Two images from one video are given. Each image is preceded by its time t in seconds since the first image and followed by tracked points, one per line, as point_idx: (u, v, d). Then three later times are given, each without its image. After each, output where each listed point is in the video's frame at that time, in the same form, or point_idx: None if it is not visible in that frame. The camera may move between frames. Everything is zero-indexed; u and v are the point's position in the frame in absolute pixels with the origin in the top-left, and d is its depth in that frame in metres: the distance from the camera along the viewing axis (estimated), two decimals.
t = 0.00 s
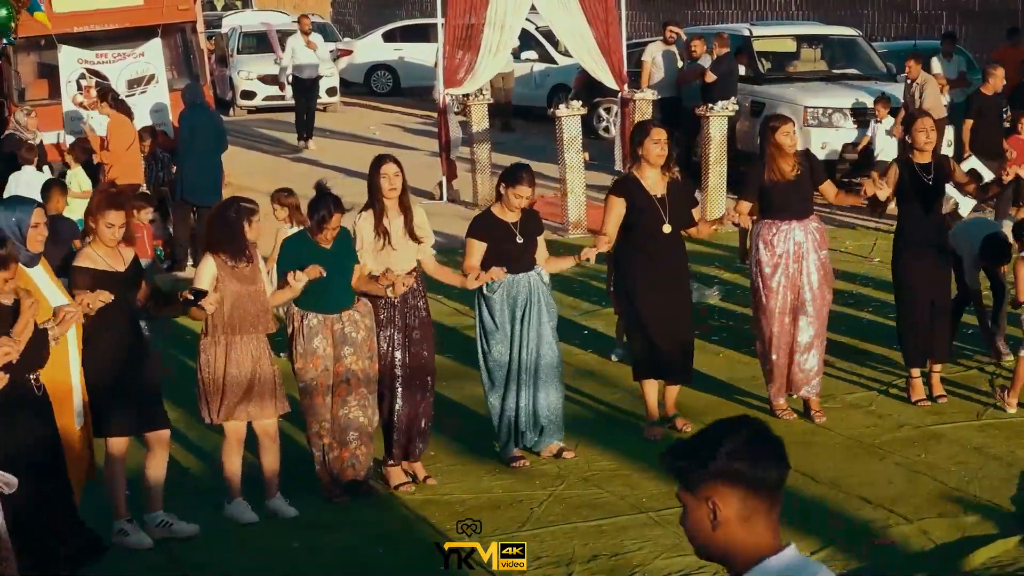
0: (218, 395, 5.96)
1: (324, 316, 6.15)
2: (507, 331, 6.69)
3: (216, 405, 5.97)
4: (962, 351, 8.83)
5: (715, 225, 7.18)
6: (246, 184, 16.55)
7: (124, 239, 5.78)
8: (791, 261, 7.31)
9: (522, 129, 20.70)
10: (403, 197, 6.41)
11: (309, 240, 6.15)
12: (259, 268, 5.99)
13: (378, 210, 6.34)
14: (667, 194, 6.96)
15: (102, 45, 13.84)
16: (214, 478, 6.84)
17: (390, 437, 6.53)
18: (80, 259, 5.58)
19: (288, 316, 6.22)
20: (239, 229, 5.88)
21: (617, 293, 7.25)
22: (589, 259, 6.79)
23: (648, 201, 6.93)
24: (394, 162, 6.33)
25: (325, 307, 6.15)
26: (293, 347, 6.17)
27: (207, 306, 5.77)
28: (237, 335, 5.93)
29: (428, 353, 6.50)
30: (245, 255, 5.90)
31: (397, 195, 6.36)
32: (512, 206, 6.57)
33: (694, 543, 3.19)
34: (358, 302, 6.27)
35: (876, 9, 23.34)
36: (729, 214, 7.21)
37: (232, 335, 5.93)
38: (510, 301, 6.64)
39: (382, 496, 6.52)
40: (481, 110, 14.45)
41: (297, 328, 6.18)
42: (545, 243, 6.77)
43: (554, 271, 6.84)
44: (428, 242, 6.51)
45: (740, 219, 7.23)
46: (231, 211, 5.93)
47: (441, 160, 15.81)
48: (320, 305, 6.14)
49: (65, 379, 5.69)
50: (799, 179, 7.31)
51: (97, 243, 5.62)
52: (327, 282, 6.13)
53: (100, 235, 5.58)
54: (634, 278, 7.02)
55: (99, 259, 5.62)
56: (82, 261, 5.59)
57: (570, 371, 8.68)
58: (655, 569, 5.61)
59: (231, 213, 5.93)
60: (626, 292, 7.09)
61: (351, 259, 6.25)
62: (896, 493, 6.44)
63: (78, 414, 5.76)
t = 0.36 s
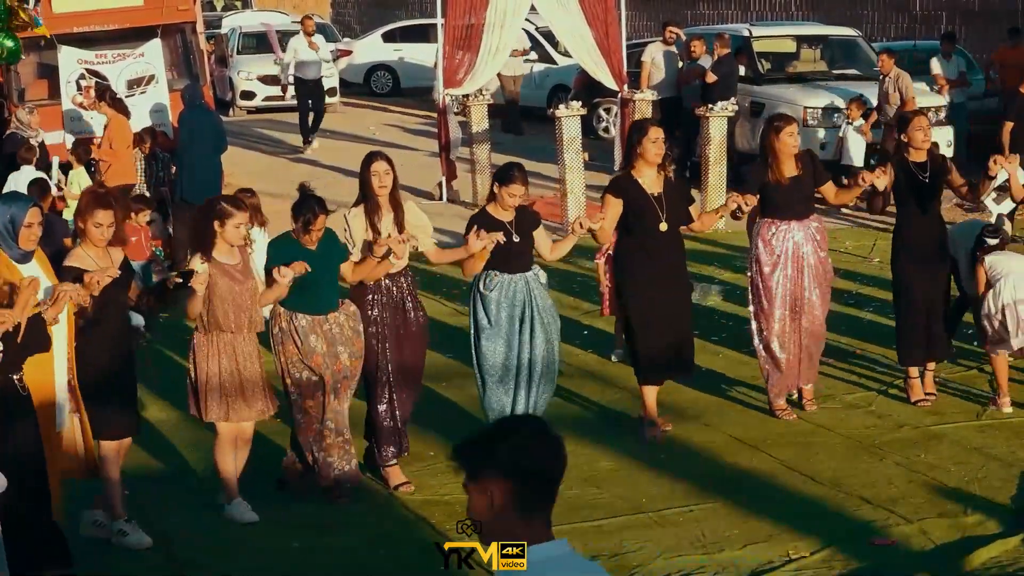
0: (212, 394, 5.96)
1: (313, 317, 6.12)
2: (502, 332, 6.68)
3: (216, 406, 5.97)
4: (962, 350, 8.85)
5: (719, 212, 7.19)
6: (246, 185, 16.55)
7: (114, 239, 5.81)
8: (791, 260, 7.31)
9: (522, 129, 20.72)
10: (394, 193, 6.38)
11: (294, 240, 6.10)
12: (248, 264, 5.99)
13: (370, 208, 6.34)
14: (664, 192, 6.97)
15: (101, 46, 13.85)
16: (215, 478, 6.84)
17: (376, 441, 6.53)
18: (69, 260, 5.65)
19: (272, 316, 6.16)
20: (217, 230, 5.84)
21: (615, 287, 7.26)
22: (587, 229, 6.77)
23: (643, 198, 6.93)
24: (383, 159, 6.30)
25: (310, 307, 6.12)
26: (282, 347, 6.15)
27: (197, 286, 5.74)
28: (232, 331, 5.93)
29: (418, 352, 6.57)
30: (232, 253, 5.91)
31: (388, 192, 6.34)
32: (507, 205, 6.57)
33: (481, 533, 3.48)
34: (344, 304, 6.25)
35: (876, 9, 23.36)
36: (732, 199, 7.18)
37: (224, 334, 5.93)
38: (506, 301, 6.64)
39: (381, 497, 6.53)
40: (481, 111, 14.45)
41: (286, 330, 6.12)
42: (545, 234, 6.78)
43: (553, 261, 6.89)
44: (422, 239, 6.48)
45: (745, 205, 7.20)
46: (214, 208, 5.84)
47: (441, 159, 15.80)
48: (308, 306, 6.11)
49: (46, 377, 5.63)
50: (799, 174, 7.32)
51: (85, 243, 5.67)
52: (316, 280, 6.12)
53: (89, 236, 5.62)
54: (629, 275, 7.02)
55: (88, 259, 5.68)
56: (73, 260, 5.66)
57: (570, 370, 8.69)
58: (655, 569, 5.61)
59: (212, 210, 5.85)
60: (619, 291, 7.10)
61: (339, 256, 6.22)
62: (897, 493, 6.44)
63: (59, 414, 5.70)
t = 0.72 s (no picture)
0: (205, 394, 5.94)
1: (293, 316, 6.20)
2: (507, 332, 6.70)
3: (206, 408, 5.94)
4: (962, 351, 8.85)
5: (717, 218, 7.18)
6: (247, 184, 16.56)
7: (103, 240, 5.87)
8: (797, 261, 7.30)
9: (522, 129, 20.72)
10: (389, 199, 6.45)
11: (280, 241, 6.16)
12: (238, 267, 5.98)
13: (360, 210, 6.36)
14: (663, 193, 6.98)
15: (100, 45, 13.86)
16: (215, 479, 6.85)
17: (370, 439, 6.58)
18: (59, 262, 5.66)
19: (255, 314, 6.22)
20: (209, 234, 5.87)
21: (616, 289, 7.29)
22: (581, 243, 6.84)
23: (641, 199, 6.95)
24: (374, 164, 6.34)
25: (293, 308, 6.20)
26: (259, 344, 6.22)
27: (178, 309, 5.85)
28: (214, 334, 5.92)
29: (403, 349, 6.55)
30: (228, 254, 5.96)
31: (377, 197, 6.36)
32: (505, 209, 6.59)
33: (275, 494, 3.20)
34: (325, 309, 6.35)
35: (876, 10, 23.36)
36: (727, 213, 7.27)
37: (216, 334, 5.93)
38: (508, 303, 6.66)
39: (380, 497, 6.54)
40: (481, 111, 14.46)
41: (265, 328, 6.22)
42: (542, 241, 6.83)
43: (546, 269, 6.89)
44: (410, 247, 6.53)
45: (740, 218, 7.40)
46: (211, 213, 5.84)
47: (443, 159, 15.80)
48: (289, 305, 6.19)
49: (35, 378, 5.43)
50: (809, 179, 7.35)
51: (75, 244, 5.69)
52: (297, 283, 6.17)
53: (80, 237, 5.65)
54: (626, 274, 7.02)
55: (78, 260, 5.70)
56: (62, 264, 5.66)
57: (570, 370, 8.69)
58: (655, 569, 5.61)
59: (207, 214, 5.86)
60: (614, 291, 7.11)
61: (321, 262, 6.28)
62: (896, 493, 6.45)
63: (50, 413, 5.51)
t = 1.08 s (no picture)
0: (196, 395, 5.90)
1: (284, 314, 6.17)
2: (504, 331, 6.70)
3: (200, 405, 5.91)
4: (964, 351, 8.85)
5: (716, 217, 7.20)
6: (248, 183, 16.55)
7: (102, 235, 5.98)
8: (794, 258, 7.32)
9: (522, 129, 20.71)
10: (384, 198, 6.40)
11: (274, 237, 6.17)
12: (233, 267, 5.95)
13: (356, 210, 6.37)
14: (661, 191, 6.96)
15: (102, 44, 13.88)
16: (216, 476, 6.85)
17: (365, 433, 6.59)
18: (57, 260, 5.79)
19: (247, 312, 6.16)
20: (200, 234, 5.82)
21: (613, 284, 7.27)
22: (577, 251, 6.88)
23: (641, 199, 6.93)
24: (372, 165, 6.34)
25: (287, 306, 6.17)
26: (249, 344, 6.16)
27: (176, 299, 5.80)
28: (208, 330, 5.89)
29: (405, 357, 6.56)
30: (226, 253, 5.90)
31: (374, 196, 6.37)
32: (504, 207, 6.58)
33: (47, 477, 3.15)
34: (317, 307, 6.31)
35: (877, 9, 23.35)
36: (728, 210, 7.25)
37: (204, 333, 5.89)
38: (505, 302, 6.65)
39: (380, 495, 6.54)
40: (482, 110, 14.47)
41: (258, 325, 6.16)
42: (538, 240, 6.76)
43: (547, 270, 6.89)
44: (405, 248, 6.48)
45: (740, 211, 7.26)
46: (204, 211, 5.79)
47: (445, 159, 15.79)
48: (285, 304, 6.16)
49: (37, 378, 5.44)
50: (807, 174, 7.33)
51: (73, 242, 5.81)
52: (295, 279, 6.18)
53: (81, 235, 5.70)
54: (623, 275, 7.00)
55: (76, 257, 5.83)
56: (61, 261, 5.80)
57: (570, 371, 8.66)
58: (657, 570, 5.61)
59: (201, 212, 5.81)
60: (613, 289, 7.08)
61: (316, 258, 6.29)
62: (898, 493, 6.44)
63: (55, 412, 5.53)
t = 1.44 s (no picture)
0: (174, 399, 5.87)
1: (278, 320, 6.14)
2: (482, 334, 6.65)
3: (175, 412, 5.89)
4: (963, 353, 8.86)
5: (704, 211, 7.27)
6: (248, 184, 16.56)
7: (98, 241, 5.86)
8: (774, 260, 7.32)
9: (522, 130, 20.73)
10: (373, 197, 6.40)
11: (261, 241, 6.12)
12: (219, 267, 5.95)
13: (347, 211, 6.33)
14: (652, 192, 6.93)
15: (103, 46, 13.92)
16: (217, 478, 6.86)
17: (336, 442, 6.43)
18: (54, 260, 5.66)
19: (237, 317, 6.16)
20: (187, 237, 5.82)
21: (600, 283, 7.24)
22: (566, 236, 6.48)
23: (632, 200, 6.88)
24: (360, 165, 6.27)
25: (274, 309, 6.14)
26: (243, 350, 6.15)
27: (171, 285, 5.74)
28: (187, 334, 5.85)
29: (385, 360, 6.45)
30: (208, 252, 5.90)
31: (364, 195, 6.32)
32: (485, 206, 6.54)
33: None
34: (310, 312, 6.28)
35: (877, 10, 23.36)
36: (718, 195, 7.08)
37: (186, 334, 5.85)
38: (486, 305, 6.62)
39: (374, 496, 6.55)
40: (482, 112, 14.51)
41: (249, 332, 6.13)
42: (528, 240, 6.65)
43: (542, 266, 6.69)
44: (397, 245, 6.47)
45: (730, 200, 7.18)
46: (190, 215, 5.80)
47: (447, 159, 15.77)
48: (274, 309, 6.14)
49: (32, 379, 5.31)
50: (788, 176, 7.33)
51: (71, 245, 5.70)
52: (281, 284, 6.15)
53: (78, 239, 5.66)
54: (609, 275, 6.98)
55: (71, 260, 5.69)
56: (57, 261, 5.66)
57: (570, 373, 8.66)
58: (658, 571, 5.61)
59: (187, 217, 5.81)
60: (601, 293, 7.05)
61: (303, 259, 6.25)
62: (899, 495, 6.45)
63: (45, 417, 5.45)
